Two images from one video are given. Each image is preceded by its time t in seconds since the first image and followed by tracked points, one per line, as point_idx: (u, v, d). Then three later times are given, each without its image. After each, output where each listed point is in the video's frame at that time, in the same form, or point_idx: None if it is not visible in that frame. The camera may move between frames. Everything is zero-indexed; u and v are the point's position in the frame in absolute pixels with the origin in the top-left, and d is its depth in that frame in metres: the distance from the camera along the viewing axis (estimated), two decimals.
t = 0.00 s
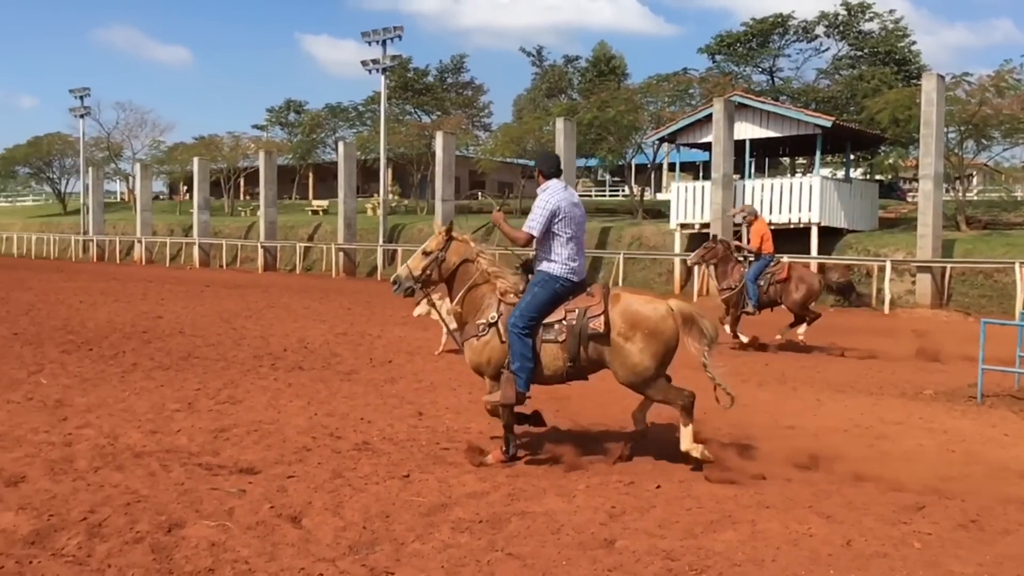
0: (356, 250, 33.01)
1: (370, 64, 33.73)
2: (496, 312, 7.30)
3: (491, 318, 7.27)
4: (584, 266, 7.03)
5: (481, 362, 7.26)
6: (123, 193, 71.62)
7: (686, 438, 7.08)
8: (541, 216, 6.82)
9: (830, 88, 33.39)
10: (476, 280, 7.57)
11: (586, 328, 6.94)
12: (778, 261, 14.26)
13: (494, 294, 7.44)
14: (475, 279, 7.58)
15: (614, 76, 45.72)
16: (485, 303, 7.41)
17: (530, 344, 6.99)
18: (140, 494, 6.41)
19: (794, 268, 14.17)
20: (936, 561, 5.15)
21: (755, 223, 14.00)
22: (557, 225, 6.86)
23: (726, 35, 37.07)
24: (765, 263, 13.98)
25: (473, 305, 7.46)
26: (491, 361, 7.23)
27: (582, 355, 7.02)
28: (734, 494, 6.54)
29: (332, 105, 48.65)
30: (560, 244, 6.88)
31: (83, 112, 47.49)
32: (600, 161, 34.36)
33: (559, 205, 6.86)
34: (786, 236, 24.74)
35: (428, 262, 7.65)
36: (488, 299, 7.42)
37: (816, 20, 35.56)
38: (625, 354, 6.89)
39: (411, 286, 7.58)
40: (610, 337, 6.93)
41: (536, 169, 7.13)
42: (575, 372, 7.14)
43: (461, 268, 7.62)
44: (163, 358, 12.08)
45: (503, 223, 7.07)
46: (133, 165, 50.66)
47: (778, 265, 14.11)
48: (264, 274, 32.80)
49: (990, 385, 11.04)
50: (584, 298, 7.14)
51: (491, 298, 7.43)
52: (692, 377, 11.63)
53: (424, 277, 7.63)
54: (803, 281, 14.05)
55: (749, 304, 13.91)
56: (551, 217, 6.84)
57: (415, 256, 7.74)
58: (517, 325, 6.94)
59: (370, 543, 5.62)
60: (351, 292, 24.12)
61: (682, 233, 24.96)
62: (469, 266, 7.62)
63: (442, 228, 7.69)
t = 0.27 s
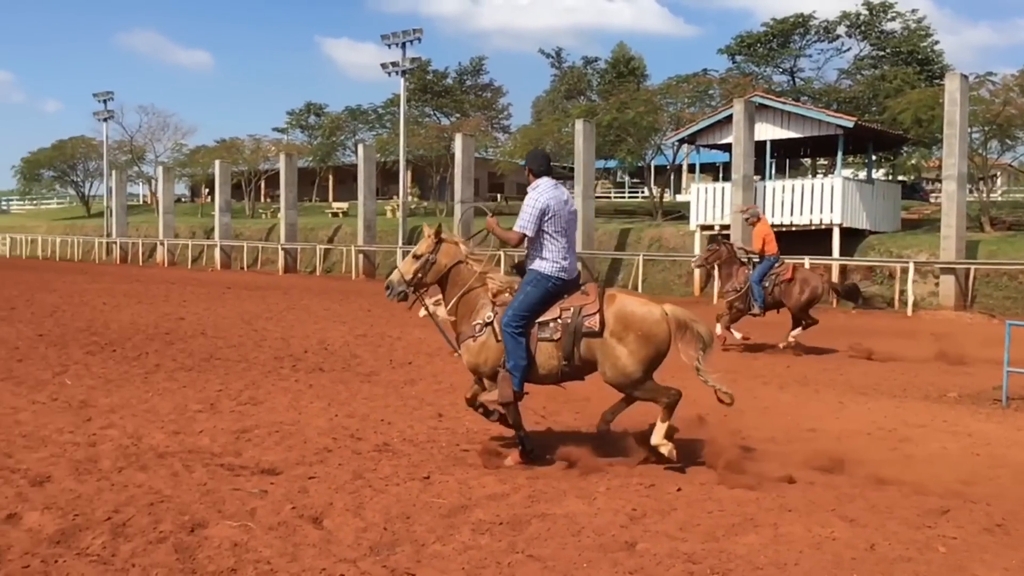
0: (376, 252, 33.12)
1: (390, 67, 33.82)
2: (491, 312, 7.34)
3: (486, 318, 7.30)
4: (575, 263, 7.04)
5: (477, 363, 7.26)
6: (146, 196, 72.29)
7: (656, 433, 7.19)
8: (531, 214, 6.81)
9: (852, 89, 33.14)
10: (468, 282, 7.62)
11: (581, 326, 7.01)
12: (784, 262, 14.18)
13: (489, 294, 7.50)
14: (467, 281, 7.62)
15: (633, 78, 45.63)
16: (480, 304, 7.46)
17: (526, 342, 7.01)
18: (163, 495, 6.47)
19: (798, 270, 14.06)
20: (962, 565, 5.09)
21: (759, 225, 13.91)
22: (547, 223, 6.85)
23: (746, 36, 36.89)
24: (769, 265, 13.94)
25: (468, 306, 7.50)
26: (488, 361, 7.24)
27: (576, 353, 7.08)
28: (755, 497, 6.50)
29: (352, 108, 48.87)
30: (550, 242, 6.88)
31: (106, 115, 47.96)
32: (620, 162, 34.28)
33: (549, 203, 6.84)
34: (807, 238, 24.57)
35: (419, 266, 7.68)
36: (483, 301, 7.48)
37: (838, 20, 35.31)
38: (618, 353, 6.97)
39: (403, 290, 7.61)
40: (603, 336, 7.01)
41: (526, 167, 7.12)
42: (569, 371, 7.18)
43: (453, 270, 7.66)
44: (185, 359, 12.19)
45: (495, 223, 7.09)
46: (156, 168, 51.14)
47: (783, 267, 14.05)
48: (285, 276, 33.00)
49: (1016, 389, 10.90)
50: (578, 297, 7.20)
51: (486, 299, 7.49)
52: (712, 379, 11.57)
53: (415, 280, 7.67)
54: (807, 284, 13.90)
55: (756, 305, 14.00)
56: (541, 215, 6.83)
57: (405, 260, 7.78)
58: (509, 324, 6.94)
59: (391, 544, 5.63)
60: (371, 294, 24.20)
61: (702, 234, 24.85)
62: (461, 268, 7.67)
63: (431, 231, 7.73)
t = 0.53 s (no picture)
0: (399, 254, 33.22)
1: (412, 70, 33.91)
2: (489, 311, 7.44)
3: (484, 317, 7.41)
4: (570, 263, 7.21)
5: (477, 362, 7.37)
6: (171, 201, 72.98)
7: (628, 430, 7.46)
8: (525, 215, 7.00)
9: (877, 89, 32.82)
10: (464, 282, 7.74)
11: (578, 325, 7.10)
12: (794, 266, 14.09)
13: (485, 294, 7.61)
14: (462, 282, 7.75)
15: (655, 79, 45.50)
16: (477, 305, 7.58)
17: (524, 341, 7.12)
18: (189, 496, 6.53)
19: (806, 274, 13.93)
20: (992, 571, 5.02)
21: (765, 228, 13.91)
22: (540, 223, 7.04)
23: (769, 36, 36.64)
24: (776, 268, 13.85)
25: (467, 307, 7.62)
26: (487, 361, 7.34)
27: (574, 353, 7.15)
28: (780, 501, 6.45)
29: (374, 111, 49.08)
30: (544, 243, 7.07)
31: (132, 120, 48.48)
32: (642, 164, 34.17)
33: (541, 204, 7.02)
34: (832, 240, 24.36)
35: (415, 269, 7.84)
36: (481, 301, 7.59)
37: (862, 20, 34.99)
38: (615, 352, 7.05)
39: (400, 294, 7.77)
40: (601, 336, 7.09)
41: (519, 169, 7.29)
42: (568, 370, 7.26)
43: (449, 271, 7.79)
44: (210, 361, 12.28)
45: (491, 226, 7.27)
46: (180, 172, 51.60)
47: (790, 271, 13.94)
48: (308, 279, 33.15)
49: None
50: (577, 296, 7.29)
51: (483, 299, 7.59)
52: (736, 382, 11.50)
53: (411, 284, 7.82)
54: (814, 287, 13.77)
55: (764, 308, 13.83)
56: (535, 217, 7.01)
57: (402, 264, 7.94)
58: (506, 324, 7.08)
59: (415, 546, 5.64)
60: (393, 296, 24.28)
61: (725, 236, 24.71)
62: (456, 269, 7.80)
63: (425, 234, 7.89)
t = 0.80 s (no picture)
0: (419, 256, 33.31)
1: (432, 73, 34.00)
2: (485, 313, 7.48)
3: (481, 319, 7.44)
4: (564, 262, 7.21)
5: (471, 363, 7.40)
6: (194, 204, 73.64)
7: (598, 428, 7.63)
8: (515, 218, 7.01)
9: (900, 89, 32.54)
10: (458, 284, 7.77)
11: (575, 325, 7.12)
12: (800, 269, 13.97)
13: (480, 295, 7.64)
14: (457, 284, 7.78)
15: (675, 81, 45.38)
16: (473, 306, 7.61)
17: (520, 342, 7.15)
18: (212, 497, 6.57)
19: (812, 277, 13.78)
20: None
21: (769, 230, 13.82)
22: (531, 225, 7.04)
23: (791, 37, 36.42)
24: (781, 272, 13.78)
25: (463, 308, 7.66)
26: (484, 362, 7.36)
27: (569, 354, 7.16)
28: (804, 505, 6.40)
29: (395, 114, 49.28)
30: (536, 245, 7.06)
31: (155, 124, 48.95)
32: (662, 166, 34.06)
33: (532, 206, 7.02)
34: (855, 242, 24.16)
35: (409, 272, 7.88)
36: (477, 302, 7.62)
37: (885, 20, 34.70)
38: (611, 353, 7.07)
39: (395, 296, 7.82)
40: (597, 337, 7.12)
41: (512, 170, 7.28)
42: (563, 371, 7.27)
43: (443, 273, 7.82)
44: (233, 363, 12.37)
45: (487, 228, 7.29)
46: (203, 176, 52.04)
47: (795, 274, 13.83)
48: (329, 281, 33.33)
49: None
50: (572, 297, 7.31)
51: (480, 300, 7.62)
52: (758, 384, 11.43)
53: (406, 286, 7.86)
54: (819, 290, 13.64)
55: (769, 312, 13.78)
56: (525, 219, 7.01)
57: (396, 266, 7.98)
58: (502, 325, 7.11)
59: (436, 548, 5.64)
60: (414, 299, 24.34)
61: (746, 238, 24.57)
62: (450, 271, 7.83)
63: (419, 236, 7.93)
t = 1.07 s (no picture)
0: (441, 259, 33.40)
1: (453, 76, 34.07)
2: (482, 316, 7.48)
3: (477, 322, 7.45)
4: (558, 264, 7.21)
5: (464, 365, 7.38)
6: (217, 208, 74.27)
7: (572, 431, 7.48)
8: (508, 222, 7.02)
9: (925, 90, 32.23)
10: (453, 286, 7.80)
11: (571, 330, 7.12)
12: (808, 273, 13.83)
13: (475, 299, 7.65)
14: (452, 286, 7.81)
15: (697, 83, 45.21)
16: (469, 310, 7.62)
17: (517, 347, 7.18)
18: (237, 498, 6.62)
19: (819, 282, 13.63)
20: None
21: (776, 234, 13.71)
22: (524, 229, 7.05)
23: (814, 38, 36.19)
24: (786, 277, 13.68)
25: (459, 312, 7.67)
26: (481, 365, 7.36)
27: (565, 358, 7.16)
28: (830, 510, 6.33)
29: (416, 118, 49.45)
30: (529, 247, 7.07)
31: (180, 128, 49.41)
32: (684, 169, 33.94)
33: (524, 210, 7.03)
34: (879, 244, 23.93)
35: (405, 275, 7.95)
36: (472, 306, 7.62)
37: (910, 20, 34.40)
38: (607, 358, 7.06)
39: (392, 299, 7.90)
40: (593, 341, 7.10)
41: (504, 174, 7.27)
42: (559, 375, 7.28)
43: (439, 277, 7.86)
44: (256, 366, 12.47)
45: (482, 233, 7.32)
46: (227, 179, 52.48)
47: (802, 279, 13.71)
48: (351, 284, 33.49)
49: None
50: (569, 301, 7.32)
51: (476, 304, 7.62)
52: (782, 388, 11.35)
53: (403, 290, 7.94)
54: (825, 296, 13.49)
55: (775, 317, 13.73)
56: (517, 222, 7.02)
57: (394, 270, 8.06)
58: (497, 329, 7.14)
59: (459, 551, 5.65)
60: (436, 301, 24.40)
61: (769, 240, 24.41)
62: (445, 274, 7.87)
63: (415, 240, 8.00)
